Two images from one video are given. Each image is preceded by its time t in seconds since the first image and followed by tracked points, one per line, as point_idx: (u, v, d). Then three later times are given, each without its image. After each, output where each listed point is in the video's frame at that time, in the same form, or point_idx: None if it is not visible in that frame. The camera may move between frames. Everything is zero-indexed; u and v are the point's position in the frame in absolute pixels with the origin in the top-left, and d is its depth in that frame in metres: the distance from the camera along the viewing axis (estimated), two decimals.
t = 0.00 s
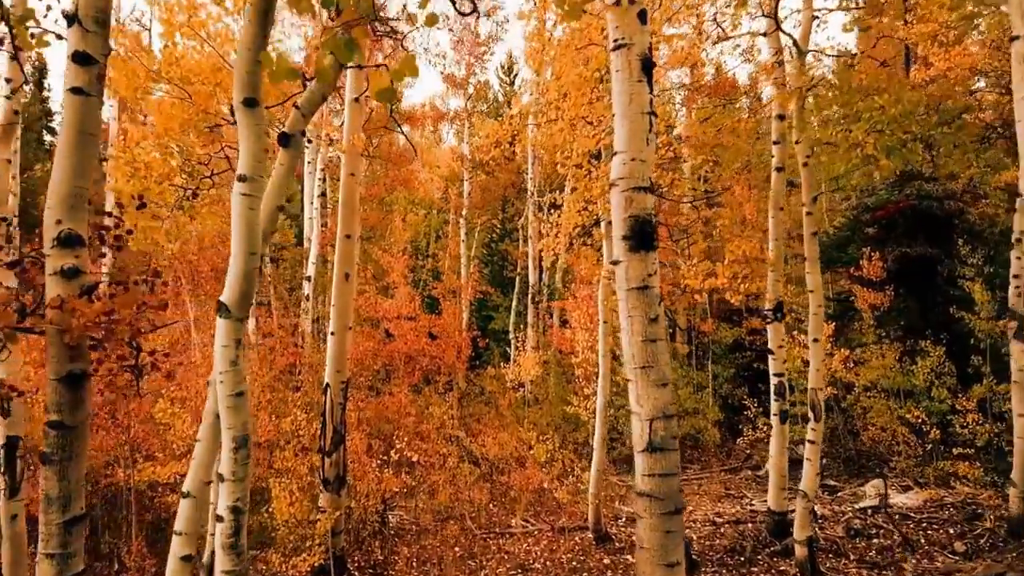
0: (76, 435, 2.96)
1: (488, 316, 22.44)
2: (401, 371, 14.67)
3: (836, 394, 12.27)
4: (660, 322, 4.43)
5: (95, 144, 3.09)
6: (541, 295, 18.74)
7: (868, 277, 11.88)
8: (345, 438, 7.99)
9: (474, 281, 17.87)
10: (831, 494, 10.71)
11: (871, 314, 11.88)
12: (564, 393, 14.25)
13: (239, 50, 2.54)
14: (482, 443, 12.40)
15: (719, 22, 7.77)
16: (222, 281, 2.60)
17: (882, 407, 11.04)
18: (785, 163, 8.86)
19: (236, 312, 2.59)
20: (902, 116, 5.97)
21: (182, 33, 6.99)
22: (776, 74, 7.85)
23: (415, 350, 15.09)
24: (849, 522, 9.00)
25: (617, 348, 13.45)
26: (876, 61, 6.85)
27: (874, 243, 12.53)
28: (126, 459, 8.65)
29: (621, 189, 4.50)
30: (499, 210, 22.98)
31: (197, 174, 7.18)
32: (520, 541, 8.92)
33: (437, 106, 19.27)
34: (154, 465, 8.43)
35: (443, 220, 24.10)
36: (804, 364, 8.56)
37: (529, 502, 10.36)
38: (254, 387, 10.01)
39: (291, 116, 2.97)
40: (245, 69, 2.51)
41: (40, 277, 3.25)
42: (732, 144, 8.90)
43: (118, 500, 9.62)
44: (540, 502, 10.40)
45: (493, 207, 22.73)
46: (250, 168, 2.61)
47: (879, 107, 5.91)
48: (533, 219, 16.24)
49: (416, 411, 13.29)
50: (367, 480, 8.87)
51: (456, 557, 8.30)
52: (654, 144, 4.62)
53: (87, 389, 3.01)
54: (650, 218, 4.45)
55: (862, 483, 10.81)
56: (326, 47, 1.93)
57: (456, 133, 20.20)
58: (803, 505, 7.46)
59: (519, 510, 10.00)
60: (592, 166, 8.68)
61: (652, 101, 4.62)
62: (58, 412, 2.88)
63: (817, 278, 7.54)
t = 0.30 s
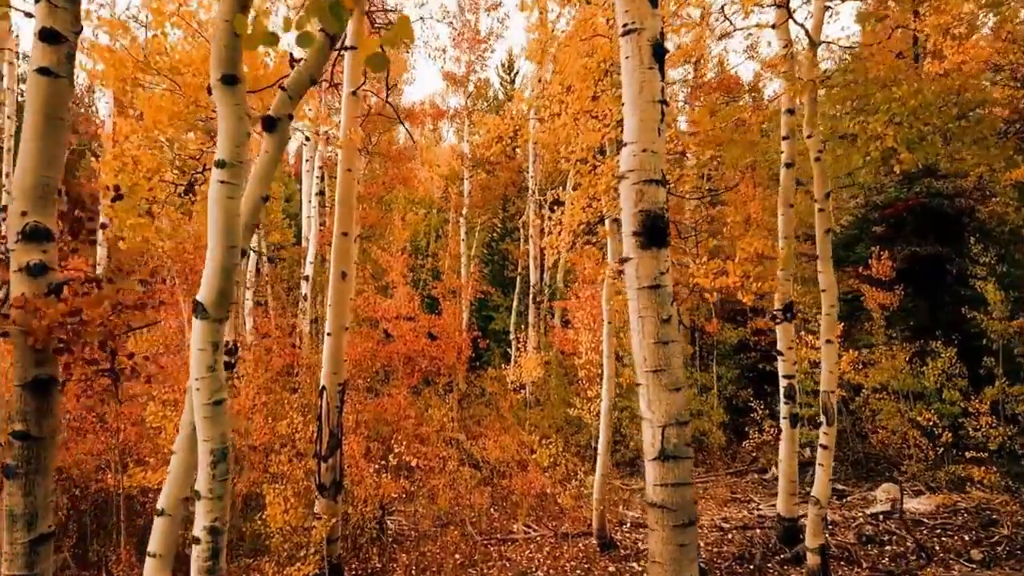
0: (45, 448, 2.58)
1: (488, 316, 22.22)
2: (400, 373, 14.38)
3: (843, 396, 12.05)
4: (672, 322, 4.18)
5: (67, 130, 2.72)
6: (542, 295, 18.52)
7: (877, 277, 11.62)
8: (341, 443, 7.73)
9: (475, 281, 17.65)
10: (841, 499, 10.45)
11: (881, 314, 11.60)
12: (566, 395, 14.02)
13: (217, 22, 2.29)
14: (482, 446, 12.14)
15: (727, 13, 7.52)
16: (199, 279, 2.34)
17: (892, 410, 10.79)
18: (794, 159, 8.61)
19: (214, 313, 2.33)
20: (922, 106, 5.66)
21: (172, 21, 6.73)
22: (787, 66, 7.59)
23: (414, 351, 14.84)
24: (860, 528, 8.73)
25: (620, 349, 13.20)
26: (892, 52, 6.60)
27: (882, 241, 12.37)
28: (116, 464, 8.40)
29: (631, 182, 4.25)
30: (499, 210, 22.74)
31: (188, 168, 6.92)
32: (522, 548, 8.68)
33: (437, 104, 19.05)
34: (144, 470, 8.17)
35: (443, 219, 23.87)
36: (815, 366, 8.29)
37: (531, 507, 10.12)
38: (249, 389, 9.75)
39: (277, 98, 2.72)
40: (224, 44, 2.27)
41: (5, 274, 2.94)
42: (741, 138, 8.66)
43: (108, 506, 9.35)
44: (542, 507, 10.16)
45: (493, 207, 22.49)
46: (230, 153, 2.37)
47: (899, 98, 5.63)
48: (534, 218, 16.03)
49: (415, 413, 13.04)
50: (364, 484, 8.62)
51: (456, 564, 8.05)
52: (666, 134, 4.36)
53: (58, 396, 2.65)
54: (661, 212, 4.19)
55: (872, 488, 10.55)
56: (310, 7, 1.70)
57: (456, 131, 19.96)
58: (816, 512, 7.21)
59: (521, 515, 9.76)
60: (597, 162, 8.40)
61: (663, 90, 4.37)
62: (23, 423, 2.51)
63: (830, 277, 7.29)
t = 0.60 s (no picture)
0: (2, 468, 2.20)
1: (489, 317, 22.02)
2: (399, 374, 14.13)
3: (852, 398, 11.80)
4: (686, 324, 3.93)
5: (28, 112, 2.40)
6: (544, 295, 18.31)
7: (886, 276, 11.37)
8: (338, 447, 7.49)
9: (475, 281, 17.46)
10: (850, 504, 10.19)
11: (891, 315, 11.34)
12: (568, 397, 13.79)
13: None
14: (483, 449, 11.90)
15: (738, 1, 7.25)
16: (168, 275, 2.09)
17: (902, 412, 10.54)
18: (805, 155, 8.36)
19: (185, 313, 2.08)
20: (943, 96, 5.36)
21: (160, 10, 6.46)
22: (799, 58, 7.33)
23: (413, 352, 14.59)
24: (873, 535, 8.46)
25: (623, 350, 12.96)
26: (909, 42, 6.35)
27: (891, 239, 12.20)
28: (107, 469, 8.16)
29: (642, 174, 4.01)
30: (500, 209, 22.52)
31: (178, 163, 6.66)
32: (524, 554, 8.46)
33: (437, 102, 18.84)
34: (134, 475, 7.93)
35: (443, 218, 23.68)
36: (825, 368, 8.05)
37: (533, 512, 9.89)
38: (244, 392, 9.49)
39: (260, 77, 2.48)
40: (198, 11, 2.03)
41: None
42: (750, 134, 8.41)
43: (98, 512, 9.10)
44: (544, 511, 9.93)
45: (494, 206, 22.28)
46: (202, 135, 2.12)
47: (920, 88, 5.35)
48: (535, 217, 15.84)
49: (414, 415, 12.80)
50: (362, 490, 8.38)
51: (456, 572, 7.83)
52: (679, 124, 4.12)
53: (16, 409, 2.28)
54: (674, 206, 3.94)
55: (882, 492, 10.29)
56: None
57: (457, 130, 19.73)
58: (828, 519, 6.97)
59: (523, 520, 9.52)
60: (602, 158, 8.17)
61: (677, 76, 4.12)
62: None
63: (843, 277, 7.04)
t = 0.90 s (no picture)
0: None
1: (489, 317, 21.78)
2: (398, 376, 13.85)
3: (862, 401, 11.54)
4: (701, 325, 3.69)
5: None
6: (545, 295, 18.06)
7: (896, 275, 11.13)
8: (334, 452, 7.24)
9: (475, 281, 17.23)
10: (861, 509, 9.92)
11: (901, 315, 11.09)
12: (570, 399, 13.55)
13: None
14: (484, 453, 11.63)
15: None
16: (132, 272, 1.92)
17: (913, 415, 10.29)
18: (816, 151, 8.09)
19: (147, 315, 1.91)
20: (966, 87, 5.19)
21: None
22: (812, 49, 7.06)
23: (413, 354, 14.33)
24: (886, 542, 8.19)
25: (627, 352, 12.69)
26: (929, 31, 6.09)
27: (900, 237, 11.96)
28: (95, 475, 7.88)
29: (655, 166, 3.77)
30: (500, 207, 22.27)
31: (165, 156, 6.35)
32: (527, 562, 8.20)
33: (436, 100, 18.60)
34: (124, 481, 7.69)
35: (443, 217, 23.44)
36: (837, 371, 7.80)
37: (535, 517, 9.64)
38: (238, 395, 9.20)
39: (238, 53, 2.26)
40: None
41: None
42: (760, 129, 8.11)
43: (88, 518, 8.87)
44: (546, 517, 9.68)
45: (494, 204, 22.04)
46: (167, 112, 1.99)
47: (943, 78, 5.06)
48: (536, 216, 15.62)
49: (414, 417, 12.55)
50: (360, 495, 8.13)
51: None
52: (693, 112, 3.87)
53: None
54: (689, 199, 3.70)
55: (893, 497, 10.03)
56: None
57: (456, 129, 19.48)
58: (842, 527, 6.72)
59: (524, 526, 9.27)
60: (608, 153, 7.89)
61: (691, 62, 3.87)
62: None
63: (858, 276, 6.79)
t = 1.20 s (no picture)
0: None
1: (490, 317, 21.53)
2: (397, 377, 13.59)
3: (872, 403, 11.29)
4: (720, 326, 3.44)
5: None
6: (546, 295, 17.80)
7: (907, 275, 10.89)
8: (331, 458, 7.00)
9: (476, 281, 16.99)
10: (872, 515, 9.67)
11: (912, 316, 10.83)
12: (573, 401, 13.30)
13: None
14: (485, 456, 11.37)
15: None
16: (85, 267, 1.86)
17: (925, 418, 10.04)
18: (827, 146, 7.85)
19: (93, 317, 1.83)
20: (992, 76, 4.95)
21: None
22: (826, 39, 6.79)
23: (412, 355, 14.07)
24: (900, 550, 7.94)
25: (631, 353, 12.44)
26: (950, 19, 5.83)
27: (910, 236, 11.72)
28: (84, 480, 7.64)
29: (669, 156, 3.52)
30: (501, 207, 22.01)
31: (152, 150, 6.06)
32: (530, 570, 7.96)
33: (436, 97, 18.35)
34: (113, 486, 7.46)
35: (444, 216, 23.18)
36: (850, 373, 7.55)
37: (538, 523, 9.40)
38: (232, 397, 8.97)
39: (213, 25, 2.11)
40: None
41: None
42: (770, 123, 7.87)
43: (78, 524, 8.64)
44: (549, 523, 9.43)
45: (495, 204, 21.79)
46: (122, 82, 1.91)
47: (968, 66, 4.79)
48: (538, 215, 15.38)
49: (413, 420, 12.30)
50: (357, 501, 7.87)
51: None
52: (710, 98, 3.62)
53: None
54: (706, 191, 3.44)
55: (905, 502, 9.78)
56: None
57: (456, 127, 19.25)
58: (858, 536, 6.47)
59: (527, 532, 9.03)
60: (613, 148, 7.64)
61: (708, 44, 3.61)
62: None
63: (874, 275, 6.55)
